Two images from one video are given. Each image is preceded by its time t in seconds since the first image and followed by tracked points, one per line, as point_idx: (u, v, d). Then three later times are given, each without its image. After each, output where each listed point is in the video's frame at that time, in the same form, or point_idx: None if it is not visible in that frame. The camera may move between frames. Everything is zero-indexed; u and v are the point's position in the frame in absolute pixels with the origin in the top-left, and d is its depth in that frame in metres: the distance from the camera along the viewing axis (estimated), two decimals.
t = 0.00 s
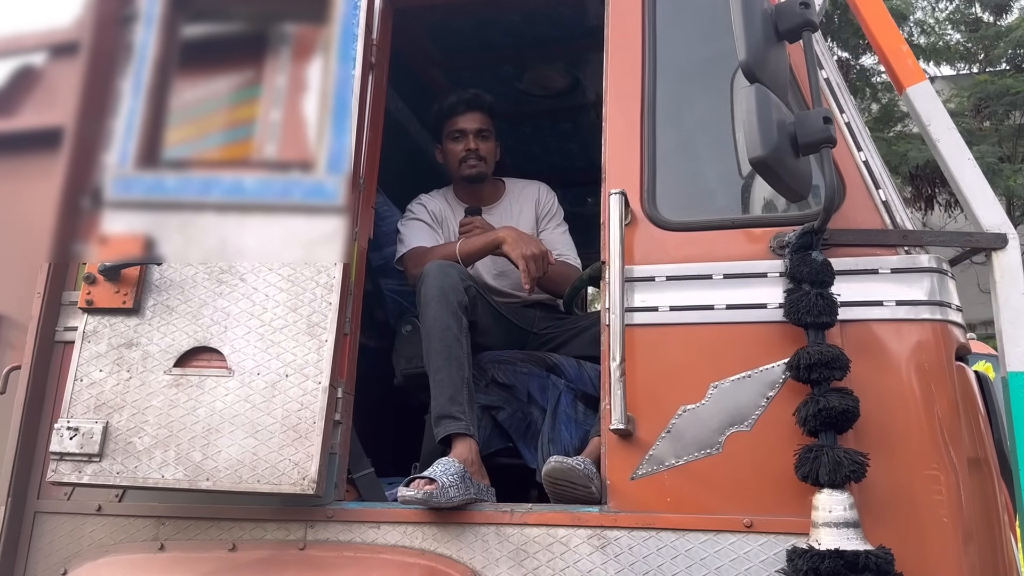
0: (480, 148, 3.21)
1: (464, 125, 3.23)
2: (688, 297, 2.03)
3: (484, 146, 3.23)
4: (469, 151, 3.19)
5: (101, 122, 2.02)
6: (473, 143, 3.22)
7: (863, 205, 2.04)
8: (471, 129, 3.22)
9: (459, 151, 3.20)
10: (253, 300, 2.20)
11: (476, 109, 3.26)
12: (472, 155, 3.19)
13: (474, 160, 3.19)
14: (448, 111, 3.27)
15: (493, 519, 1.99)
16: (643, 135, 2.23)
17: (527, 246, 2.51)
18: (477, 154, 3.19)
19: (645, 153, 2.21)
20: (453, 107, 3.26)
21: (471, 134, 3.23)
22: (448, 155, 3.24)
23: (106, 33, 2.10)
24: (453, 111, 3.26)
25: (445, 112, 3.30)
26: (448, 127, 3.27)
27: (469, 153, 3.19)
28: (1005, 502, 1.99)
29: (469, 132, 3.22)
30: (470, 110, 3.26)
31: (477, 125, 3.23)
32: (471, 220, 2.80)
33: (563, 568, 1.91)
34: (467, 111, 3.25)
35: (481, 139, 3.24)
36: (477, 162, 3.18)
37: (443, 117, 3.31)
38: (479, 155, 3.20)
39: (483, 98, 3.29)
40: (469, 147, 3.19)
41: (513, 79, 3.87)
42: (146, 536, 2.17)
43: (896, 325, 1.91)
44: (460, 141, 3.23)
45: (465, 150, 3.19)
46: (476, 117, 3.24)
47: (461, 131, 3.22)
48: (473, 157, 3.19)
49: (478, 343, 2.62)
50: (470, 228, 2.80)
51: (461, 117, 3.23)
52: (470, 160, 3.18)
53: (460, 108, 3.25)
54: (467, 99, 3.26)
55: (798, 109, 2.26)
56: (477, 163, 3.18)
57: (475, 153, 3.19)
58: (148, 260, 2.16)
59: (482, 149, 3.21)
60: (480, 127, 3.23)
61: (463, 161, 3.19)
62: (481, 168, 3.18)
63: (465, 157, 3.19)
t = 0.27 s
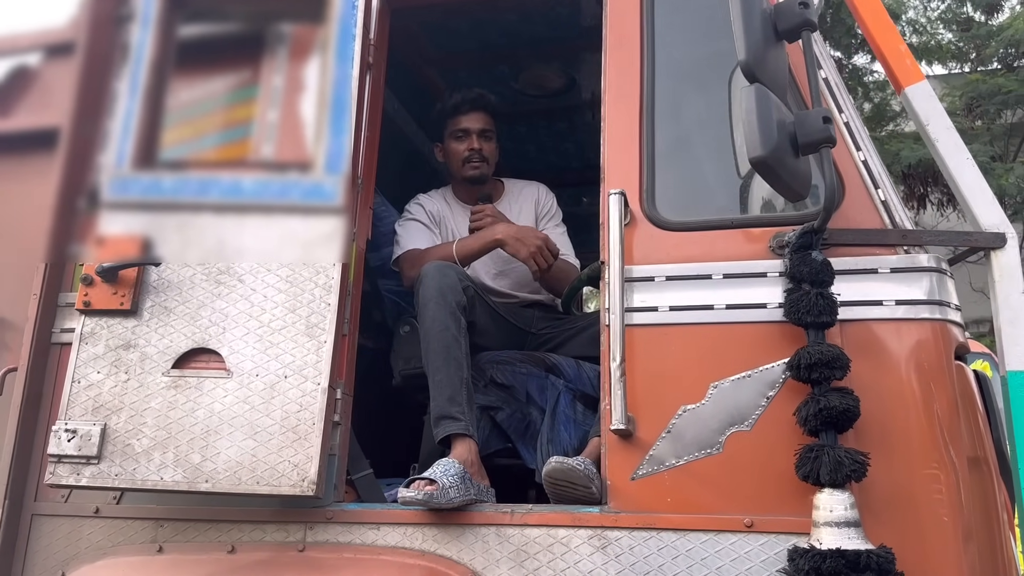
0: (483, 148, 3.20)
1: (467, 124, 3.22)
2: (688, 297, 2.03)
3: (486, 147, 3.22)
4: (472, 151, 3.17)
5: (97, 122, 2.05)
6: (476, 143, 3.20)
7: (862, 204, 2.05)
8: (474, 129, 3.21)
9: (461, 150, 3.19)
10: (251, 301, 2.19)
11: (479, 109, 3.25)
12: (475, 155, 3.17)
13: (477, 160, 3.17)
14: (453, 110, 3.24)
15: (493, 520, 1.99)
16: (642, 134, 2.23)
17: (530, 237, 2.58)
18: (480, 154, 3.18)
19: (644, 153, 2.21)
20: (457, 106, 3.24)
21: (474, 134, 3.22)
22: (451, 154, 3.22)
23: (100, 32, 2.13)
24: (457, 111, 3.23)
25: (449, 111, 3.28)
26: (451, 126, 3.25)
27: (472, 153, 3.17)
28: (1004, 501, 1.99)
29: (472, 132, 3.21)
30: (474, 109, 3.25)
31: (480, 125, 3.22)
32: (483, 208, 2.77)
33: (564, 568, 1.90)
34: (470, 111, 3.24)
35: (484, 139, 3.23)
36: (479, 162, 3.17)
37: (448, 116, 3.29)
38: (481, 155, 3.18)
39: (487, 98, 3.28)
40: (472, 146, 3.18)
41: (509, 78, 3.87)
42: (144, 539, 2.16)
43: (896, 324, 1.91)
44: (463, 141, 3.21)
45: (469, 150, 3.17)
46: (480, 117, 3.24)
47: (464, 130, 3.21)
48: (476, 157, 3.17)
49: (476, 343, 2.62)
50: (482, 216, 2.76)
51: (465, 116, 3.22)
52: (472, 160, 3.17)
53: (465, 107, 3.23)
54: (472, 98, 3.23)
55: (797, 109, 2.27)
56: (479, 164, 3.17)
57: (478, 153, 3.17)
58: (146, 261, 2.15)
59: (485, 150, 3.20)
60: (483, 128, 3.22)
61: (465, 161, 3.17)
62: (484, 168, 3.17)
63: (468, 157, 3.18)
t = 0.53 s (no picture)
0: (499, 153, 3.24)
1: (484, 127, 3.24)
2: (685, 296, 2.03)
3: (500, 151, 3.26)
4: (492, 153, 3.19)
5: (90, 122, 2.03)
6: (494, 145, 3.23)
7: (859, 202, 2.05)
8: (495, 131, 3.24)
9: (480, 151, 3.19)
10: (246, 301, 2.18)
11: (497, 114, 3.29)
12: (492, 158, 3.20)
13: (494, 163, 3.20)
14: (477, 110, 3.25)
15: (490, 520, 1.98)
16: (639, 133, 2.23)
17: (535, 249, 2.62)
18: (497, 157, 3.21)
19: (641, 152, 2.21)
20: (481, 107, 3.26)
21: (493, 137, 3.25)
22: (465, 152, 3.20)
23: (94, 33, 2.11)
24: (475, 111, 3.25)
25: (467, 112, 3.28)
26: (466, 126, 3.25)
27: (491, 156, 3.20)
28: (1001, 499, 1.99)
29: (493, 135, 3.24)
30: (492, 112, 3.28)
31: (499, 129, 3.25)
32: (475, 203, 2.77)
33: (561, 568, 1.90)
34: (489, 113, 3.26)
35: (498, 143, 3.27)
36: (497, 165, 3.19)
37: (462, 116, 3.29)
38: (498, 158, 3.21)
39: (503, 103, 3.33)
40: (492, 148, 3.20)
41: (504, 77, 3.86)
42: (140, 540, 2.15)
43: (894, 322, 1.91)
44: (481, 142, 3.22)
45: (490, 152, 3.19)
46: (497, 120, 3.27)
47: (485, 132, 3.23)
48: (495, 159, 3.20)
49: (473, 343, 2.61)
50: (474, 210, 2.76)
51: (484, 117, 3.24)
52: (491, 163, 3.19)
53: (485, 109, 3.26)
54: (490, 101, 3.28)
55: (794, 107, 2.27)
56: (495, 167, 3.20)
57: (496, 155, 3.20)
58: (141, 261, 2.15)
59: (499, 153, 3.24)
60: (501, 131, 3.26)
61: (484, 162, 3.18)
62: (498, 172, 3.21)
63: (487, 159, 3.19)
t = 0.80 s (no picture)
0: (483, 147, 3.19)
1: (467, 122, 3.20)
2: (680, 293, 2.02)
3: (485, 145, 3.21)
4: (473, 149, 3.16)
5: (84, 121, 2.01)
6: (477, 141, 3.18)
7: (854, 200, 2.04)
8: (476, 126, 3.18)
9: (462, 148, 3.17)
10: (240, 301, 2.17)
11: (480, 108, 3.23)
12: (475, 153, 3.16)
13: (477, 159, 3.16)
14: (455, 107, 3.22)
15: (485, 519, 1.97)
16: (633, 130, 2.22)
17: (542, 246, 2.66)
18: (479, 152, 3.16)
19: (636, 149, 2.20)
20: (460, 102, 3.21)
21: (475, 131, 3.19)
22: (448, 151, 3.19)
23: (87, 30, 2.08)
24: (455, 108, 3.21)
25: (449, 107, 3.24)
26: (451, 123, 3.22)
27: (473, 151, 3.16)
28: (997, 497, 1.99)
29: (474, 129, 3.18)
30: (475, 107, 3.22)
31: (482, 123, 3.20)
32: (468, 203, 2.76)
33: (556, 567, 1.89)
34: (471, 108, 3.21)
35: (484, 137, 3.21)
36: (479, 161, 3.16)
37: (445, 113, 3.25)
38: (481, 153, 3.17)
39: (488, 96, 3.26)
40: (473, 144, 3.16)
41: (500, 75, 3.85)
42: (134, 540, 2.14)
43: (889, 319, 1.91)
44: (463, 138, 3.19)
45: (470, 148, 3.16)
46: (480, 115, 3.21)
47: (465, 128, 3.19)
48: (477, 155, 3.16)
49: (468, 341, 2.60)
50: (466, 211, 2.76)
51: (465, 113, 3.19)
52: (474, 158, 3.16)
53: (468, 104, 3.21)
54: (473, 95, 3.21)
55: (789, 105, 2.26)
56: (479, 162, 3.16)
57: (478, 151, 3.16)
58: (134, 260, 2.14)
59: (484, 148, 3.19)
60: (484, 126, 3.20)
61: (465, 158, 3.16)
62: (483, 167, 3.16)
63: (468, 155, 3.16)
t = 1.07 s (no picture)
0: (465, 146, 3.16)
1: (448, 122, 3.18)
2: (672, 295, 2.02)
3: (468, 143, 3.18)
4: (454, 149, 3.14)
5: (75, 122, 2.03)
6: (457, 140, 3.16)
7: (846, 200, 2.03)
8: (455, 125, 3.16)
9: (443, 148, 3.16)
10: (231, 303, 2.17)
11: (461, 106, 3.20)
12: (456, 152, 3.14)
13: (458, 158, 3.14)
14: (432, 108, 3.21)
15: (477, 522, 1.97)
16: (625, 131, 2.21)
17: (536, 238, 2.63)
18: (461, 151, 3.14)
19: (627, 150, 2.20)
20: (437, 103, 3.20)
21: (456, 131, 3.17)
22: (432, 152, 3.19)
23: (79, 33, 2.11)
24: (436, 108, 3.20)
25: (429, 108, 3.23)
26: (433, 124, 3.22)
27: (454, 151, 3.14)
28: (990, 498, 1.99)
29: (453, 129, 3.16)
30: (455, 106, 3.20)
31: (462, 122, 3.17)
32: (458, 208, 2.76)
33: (548, 570, 1.89)
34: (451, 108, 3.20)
35: (466, 136, 3.18)
36: (461, 160, 3.14)
37: (427, 113, 3.24)
38: (463, 152, 3.15)
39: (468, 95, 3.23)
40: (453, 144, 3.14)
41: (494, 75, 3.84)
42: (125, 543, 2.13)
43: (881, 320, 1.90)
44: (444, 138, 3.18)
45: (450, 148, 3.14)
46: (460, 113, 3.19)
47: (445, 128, 3.17)
48: (458, 154, 3.14)
49: (461, 343, 2.59)
50: (456, 216, 2.75)
51: (445, 113, 3.18)
52: (454, 158, 3.14)
53: (445, 104, 3.19)
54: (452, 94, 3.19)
55: (780, 104, 2.25)
56: (461, 161, 3.14)
57: (459, 150, 3.14)
58: (125, 262, 2.13)
59: (466, 146, 3.16)
60: (465, 124, 3.17)
61: (447, 158, 3.14)
62: (466, 166, 3.13)
63: (449, 154, 3.14)
